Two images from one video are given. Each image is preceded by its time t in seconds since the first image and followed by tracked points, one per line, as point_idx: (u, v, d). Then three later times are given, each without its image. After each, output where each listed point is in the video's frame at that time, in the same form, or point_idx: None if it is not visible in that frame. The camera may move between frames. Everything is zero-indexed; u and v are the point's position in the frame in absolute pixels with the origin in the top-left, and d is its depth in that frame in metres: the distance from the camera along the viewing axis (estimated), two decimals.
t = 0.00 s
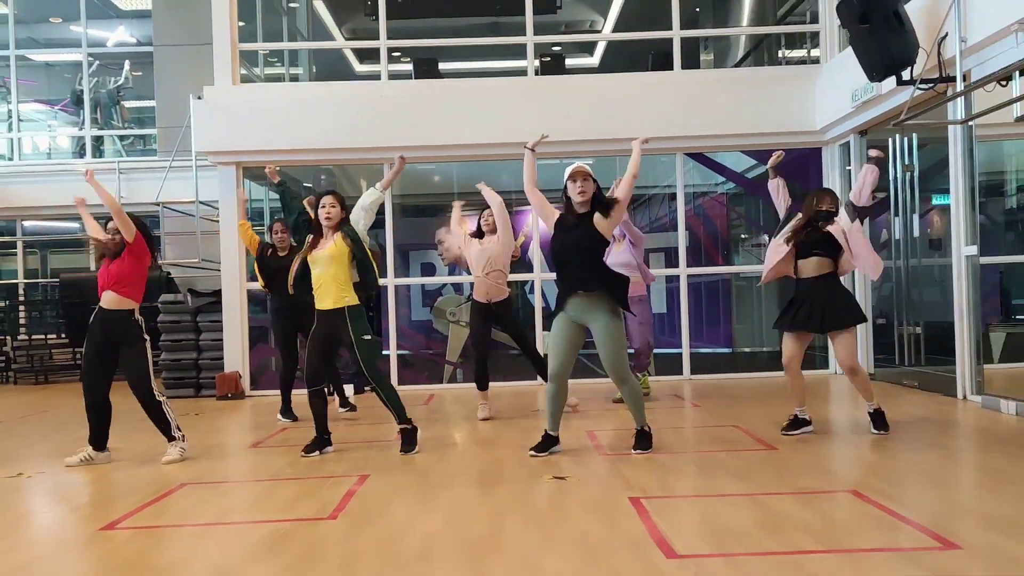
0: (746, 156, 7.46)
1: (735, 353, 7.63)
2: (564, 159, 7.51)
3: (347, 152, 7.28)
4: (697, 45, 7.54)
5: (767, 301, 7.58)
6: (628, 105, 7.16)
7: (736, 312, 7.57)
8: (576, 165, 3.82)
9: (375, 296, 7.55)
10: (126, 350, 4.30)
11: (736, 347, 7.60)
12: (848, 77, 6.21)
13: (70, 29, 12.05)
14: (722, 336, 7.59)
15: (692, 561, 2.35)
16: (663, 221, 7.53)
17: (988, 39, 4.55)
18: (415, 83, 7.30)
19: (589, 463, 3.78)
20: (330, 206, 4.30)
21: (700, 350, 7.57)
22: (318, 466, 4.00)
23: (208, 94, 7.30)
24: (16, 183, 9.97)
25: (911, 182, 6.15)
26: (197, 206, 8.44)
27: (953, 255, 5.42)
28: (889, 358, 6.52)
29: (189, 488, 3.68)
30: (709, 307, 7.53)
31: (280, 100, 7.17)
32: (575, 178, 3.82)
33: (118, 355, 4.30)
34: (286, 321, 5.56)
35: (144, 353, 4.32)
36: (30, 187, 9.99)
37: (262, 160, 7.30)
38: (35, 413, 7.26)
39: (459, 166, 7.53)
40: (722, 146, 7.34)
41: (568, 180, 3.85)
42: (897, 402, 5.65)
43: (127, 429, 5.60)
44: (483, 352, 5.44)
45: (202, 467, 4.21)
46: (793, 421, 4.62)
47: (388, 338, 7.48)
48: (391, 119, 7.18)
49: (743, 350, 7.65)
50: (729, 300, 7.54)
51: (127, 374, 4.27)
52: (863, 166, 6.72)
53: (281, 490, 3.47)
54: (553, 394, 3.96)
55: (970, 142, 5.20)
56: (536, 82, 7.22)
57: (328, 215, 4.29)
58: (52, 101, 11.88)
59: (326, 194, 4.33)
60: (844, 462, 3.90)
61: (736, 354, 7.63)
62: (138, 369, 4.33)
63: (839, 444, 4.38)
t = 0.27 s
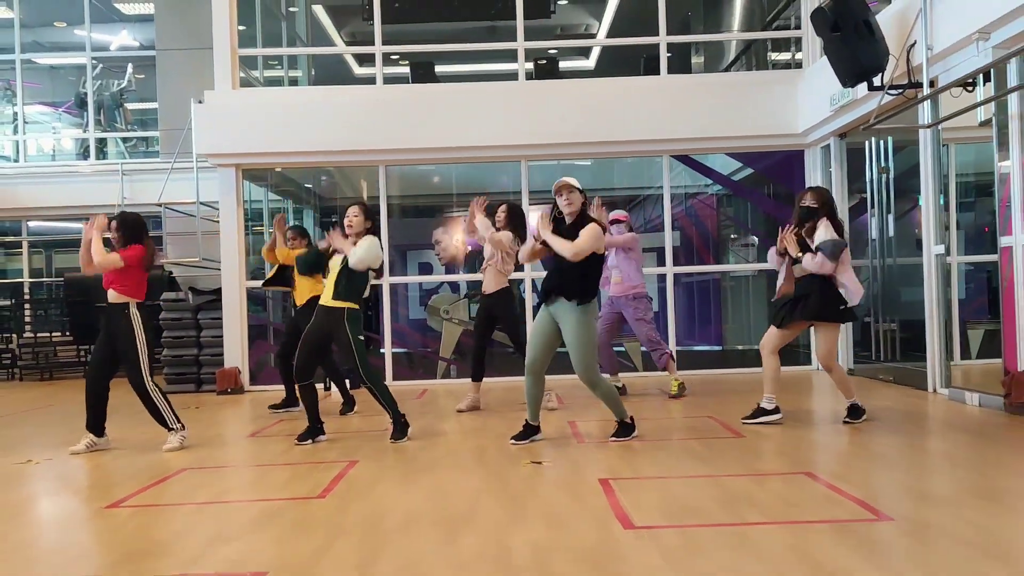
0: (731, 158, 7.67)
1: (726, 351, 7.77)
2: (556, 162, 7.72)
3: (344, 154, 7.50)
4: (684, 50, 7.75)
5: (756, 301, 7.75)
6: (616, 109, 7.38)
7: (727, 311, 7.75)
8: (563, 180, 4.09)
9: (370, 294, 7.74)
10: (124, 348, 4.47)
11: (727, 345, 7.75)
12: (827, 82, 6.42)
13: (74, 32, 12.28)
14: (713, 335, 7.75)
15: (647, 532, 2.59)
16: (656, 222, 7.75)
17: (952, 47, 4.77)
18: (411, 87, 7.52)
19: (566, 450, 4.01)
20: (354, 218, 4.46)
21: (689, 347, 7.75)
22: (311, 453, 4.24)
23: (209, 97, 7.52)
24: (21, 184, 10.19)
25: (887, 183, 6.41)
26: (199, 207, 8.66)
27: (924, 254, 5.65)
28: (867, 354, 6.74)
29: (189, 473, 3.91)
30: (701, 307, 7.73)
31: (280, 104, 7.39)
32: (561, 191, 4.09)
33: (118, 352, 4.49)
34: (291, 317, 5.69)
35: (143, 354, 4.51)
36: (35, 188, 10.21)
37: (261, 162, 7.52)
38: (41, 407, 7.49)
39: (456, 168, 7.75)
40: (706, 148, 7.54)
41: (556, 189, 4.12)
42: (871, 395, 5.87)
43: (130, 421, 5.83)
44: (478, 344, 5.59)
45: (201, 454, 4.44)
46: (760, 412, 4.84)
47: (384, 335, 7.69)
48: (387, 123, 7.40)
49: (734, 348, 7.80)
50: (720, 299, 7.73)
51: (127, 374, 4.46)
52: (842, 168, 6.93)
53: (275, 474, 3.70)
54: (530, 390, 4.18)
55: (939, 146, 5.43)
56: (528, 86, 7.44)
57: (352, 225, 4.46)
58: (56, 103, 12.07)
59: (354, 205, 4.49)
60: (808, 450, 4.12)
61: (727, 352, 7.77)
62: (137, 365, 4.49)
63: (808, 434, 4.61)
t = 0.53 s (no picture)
0: (722, 161, 7.81)
1: (721, 349, 7.93)
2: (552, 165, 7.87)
3: (344, 156, 7.65)
4: (678, 54, 7.89)
5: (749, 300, 7.91)
6: (610, 112, 7.53)
7: (722, 310, 7.90)
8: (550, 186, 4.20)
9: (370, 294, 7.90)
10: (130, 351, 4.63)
11: (722, 343, 7.91)
12: (816, 86, 6.57)
13: (78, 35, 12.43)
14: (709, 334, 7.90)
15: (625, 519, 2.76)
16: (652, 223, 7.88)
17: (932, 55, 4.93)
18: (410, 91, 7.67)
19: (557, 444, 4.18)
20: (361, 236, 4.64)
21: (684, 346, 7.89)
22: (311, 446, 4.41)
23: (212, 101, 7.67)
24: (26, 185, 10.34)
25: (875, 186, 6.61)
26: (202, 208, 8.82)
27: (908, 255, 5.81)
28: (855, 352, 6.90)
29: (193, 465, 4.08)
30: (697, 306, 7.87)
31: (282, 107, 7.54)
32: (552, 197, 4.21)
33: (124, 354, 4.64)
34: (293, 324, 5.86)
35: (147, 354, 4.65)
36: (40, 189, 10.37)
37: (263, 164, 7.67)
38: (48, 403, 7.66)
39: (455, 170, 7.90)
40: (699, 150, 7.69)
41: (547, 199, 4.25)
42: (856, 392, 6.04)
43: (136, 416, 5.99)
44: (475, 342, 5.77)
45: (205, 447, 4.61)
46: (744, 408, 5.01)
47: (383, 334, 7.84)
48: (387, 125, 7.55)
49: (728, 346, 7.95)
50: (715, 298, 7.88)
51: (131, 373, 4.60)
52: (831, 171, 7.09)
53: (276, 466, 3.87)
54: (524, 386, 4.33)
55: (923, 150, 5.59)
56: (525, 90, 7.59)
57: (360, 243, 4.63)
58: (60, 103, 12.23)
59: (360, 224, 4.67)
60: (789, 443, 4.29)
61: (722, 350, 7.93)
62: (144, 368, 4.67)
63: (791, 429, 4.78)
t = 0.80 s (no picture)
0: (719, 163, 7.91)
1: (719, 348, 8.05)
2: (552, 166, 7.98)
3: (348, 158, 7.76)
4: (675, 57, 8.00)
5: (746, 299, 8.03)
6: (609, 114, 7.64)
7: (721, 310, 8.01)
8: (551, 177, 4.32)
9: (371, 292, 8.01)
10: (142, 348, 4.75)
11: (720, 342, 8.01)
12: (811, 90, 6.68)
13: (83, 35, 12.55)
14: (707, 333, 8.02)
15: (617, 513, 2.88)
16: (651, 223, 7.99)
17: (922, 61, 5.03)
18: (412, 93, 7.79)
19: (554, 441, 4.30)
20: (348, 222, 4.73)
21: (683, 344, 8.00)
22: (315, 443, 4.53)
23: (217, 103, 7.78)
24: (33, 185, 10.46)
25: (867, 188, 6.73)
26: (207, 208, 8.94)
27: (900, 256, 5.92)
28: (849, 351, 7.02)
29: (201, 460, 4.20)
30: (696, 306, 7.98)
31: (286, 110, 7.65)
32: (551, 189, 4.33)
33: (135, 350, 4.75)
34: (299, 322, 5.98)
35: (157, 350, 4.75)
36: (47, 189, 10.49)
37: (267, 165, 7.78)
38: (56, 400, 7.78)
39: (457, 171, 8.02)
40: (696, 152, 7.79)
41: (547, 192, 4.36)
42: (850, 391, 6.16)
43: (143, 413, 6.12)
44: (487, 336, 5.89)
45: (212, 444, 4.74)
46: (735, 406, 5.13)
47: (385, 332, 7.97)
48: (389, 128, 7.66)
49: (725, 344, 8.07)
50: (714, 297, 8.00)
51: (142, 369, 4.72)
52: (826, 173, 7.20)
53: (281, 462, 4.00)
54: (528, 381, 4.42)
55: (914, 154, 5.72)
56: (526, 92, 7.71)
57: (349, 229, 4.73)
58: (66, 103, 12.35)
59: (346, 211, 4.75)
60: (780, 441, 4.41)
61: (720, 349, 8.04)
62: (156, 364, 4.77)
63: (783, 427, 4.89)
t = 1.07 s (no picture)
0: (719, 163, 7.99)
1: (719, 346, 8.12)
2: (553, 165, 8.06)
3: (351, 158, 7.85)
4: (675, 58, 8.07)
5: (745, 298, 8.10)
6: (610, 115, 7.72)
7: (720, 308, 8.09)
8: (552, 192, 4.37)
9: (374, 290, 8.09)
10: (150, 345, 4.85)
11: (719, 340, 8.09)
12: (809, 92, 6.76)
13: (88, 34, 12.64)
14: (706, 331, 8.10)
15: (614, 508, 2.97)
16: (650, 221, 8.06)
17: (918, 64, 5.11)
18: (415, 94, 7.87)
19: (553, 438, 4.40)
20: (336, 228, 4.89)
21: (682, 342, 8.09)
22: (320, 440, 4.62)
23: (222, 103, 7.87)
24: (38, 183, 10.54)
25: (864, 188, 6.82)
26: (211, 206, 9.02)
27: (896, 256, 6.00)
28: (846, 350, 7.10)
29: (208, 457, 4.30)
30: (696, 304, 8.06)
31: (290, 109, 7.74)
32: (552, 204, 4.38)
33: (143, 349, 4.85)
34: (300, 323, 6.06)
35: (165, 349, 4.85)
36: (52, 187, 10.57)
37: (272, 165, 7.87)
38: (63, 397, 7.88)
39: (459, 171, 8.11)
40: (695, 152, 7.86)
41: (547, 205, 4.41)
42: (846, 389, 6.24)
43: (149, 410, 6.21)
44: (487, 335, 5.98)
45: (217, 440, 4.83)
46: (731, 403, 5.21)
47: (387, 330, 8.06)
48: (391, 127, 7.75)
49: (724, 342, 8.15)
50: (713, 296, 8.08)
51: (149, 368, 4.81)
52: (824, 173, 7.28)
53: (286, 458, 4.09)
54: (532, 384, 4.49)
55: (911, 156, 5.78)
56: (527, 93, 7.79)
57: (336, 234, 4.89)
58: (70, 101, 12.44)
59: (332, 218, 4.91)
60: (776, 439, 4.50)
61: (719, 347, 8.13)
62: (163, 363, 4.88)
63: (778, 424, 4.98)
